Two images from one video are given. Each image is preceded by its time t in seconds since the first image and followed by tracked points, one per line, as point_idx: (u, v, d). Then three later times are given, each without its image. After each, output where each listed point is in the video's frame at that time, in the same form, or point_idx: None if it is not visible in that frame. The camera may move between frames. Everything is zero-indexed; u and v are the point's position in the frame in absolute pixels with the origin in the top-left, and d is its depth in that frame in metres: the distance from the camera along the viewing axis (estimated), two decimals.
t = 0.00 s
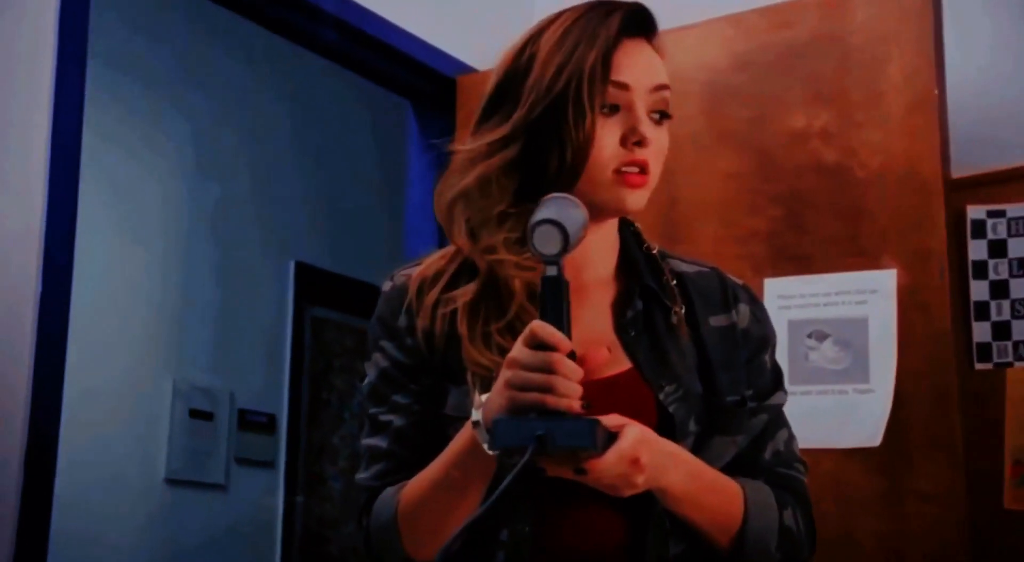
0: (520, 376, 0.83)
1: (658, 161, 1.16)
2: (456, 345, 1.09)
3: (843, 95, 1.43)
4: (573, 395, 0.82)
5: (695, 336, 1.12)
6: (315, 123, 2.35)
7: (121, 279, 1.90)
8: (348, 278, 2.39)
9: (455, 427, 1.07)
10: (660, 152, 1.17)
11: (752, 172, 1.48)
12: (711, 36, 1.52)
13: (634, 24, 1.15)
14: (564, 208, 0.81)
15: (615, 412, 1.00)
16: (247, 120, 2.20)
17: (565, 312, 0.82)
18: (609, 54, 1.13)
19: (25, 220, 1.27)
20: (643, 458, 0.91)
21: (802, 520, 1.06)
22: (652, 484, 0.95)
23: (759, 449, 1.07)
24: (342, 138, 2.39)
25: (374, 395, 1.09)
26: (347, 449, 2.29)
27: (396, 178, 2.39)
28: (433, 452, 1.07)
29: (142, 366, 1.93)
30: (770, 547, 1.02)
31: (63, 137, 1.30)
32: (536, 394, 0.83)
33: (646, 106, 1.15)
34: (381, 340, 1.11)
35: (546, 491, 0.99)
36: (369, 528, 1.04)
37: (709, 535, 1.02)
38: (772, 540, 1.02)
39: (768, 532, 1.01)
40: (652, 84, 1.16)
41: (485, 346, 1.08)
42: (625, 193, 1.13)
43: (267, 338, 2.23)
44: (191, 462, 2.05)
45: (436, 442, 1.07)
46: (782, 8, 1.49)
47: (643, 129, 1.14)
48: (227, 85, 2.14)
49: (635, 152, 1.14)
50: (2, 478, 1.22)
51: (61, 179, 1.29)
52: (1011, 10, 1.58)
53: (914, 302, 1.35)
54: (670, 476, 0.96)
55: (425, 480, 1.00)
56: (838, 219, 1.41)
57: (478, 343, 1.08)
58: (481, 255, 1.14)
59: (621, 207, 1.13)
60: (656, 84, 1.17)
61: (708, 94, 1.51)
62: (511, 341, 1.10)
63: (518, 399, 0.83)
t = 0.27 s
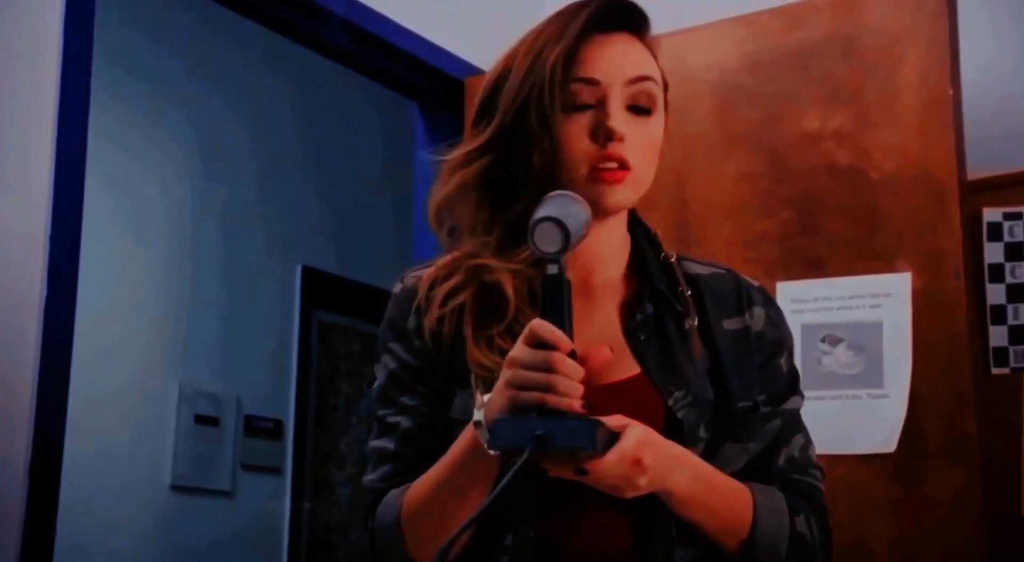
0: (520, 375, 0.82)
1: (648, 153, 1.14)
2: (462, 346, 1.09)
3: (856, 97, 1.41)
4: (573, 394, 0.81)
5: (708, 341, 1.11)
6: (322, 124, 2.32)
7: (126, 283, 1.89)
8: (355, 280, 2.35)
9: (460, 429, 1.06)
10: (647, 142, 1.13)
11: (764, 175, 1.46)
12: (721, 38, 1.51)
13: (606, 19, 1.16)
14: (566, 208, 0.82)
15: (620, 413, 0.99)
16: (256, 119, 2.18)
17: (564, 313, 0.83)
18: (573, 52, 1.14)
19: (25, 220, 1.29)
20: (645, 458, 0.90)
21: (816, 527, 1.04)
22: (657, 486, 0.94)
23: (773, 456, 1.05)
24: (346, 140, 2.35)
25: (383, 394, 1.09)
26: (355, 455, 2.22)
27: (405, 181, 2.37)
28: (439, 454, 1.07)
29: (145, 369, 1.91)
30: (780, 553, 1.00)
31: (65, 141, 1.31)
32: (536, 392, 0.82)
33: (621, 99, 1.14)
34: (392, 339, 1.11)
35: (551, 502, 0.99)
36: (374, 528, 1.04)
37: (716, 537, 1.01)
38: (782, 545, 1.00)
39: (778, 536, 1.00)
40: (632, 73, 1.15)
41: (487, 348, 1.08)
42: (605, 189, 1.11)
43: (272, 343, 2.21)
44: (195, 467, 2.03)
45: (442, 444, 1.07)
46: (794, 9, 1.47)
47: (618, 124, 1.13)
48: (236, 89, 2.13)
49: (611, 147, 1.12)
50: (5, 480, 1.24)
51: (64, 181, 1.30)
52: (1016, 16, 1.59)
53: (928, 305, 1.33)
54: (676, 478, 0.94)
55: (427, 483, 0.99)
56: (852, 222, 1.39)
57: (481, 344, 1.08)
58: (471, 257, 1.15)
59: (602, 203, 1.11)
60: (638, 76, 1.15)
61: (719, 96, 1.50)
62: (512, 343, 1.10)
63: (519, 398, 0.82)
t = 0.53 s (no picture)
0: (513, 370, 0.83)
1: (618, 149, 1.07)
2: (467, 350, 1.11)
3: (872, 100, 1.39)
4: (567, 390, 0.83)
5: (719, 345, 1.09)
6: (325, 126, 2.27)
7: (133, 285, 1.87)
8: (367, 287, 2.31)
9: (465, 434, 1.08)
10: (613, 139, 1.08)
11: (778, 178, 1.44)
12: (734, 41, 1.49)
13: (572, 23, 1.17)
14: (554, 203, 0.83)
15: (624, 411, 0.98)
16: (266, 120, 2.16)
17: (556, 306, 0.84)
18: (533, 60, 1.15)
19: (31, 227, 1.33)
20: (644, 454, 0.90)
21: (836, 531, 1.01)
22: (659, 483, 0.94)
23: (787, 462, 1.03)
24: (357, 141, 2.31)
25: (393, 395, 1.12)
26: (365, 463, 2.18)
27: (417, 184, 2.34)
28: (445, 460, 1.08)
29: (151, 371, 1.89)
30: (792, 555, 0.98)
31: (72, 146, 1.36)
32: (529, 388, 0.83)
33: (584, 100, 1.11)
34: (403, 343, 1.14)
35: (552, 508, 1.00)
36: (377, 532, 1.06)
37: (728, 541, 0.99)
38: (793, 553, 0.98)
39: (790, 545, 0.97)
40: (597, 71, 1.13)
41: (489, 351, 1.10)
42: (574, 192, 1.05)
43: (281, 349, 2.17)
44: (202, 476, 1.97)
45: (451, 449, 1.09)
46: (807, 11, 1.45)
47: (579, 124, 1.08)
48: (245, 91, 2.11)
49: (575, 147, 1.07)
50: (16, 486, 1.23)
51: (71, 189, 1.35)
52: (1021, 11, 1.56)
53: (947, 310, 1.31)
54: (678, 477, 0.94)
55: (427, 487, 1.00)
56: (868, 227, 1.37)
57: (483, 348, 1.10)
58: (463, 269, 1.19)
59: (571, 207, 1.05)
60: (603, 75, 1.13)
61: (733, 99, 1.48)
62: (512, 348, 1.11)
63: (513, 394, 0.83)
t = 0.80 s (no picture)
0: (508, 364, 0.84)
1: (610, 154, 1.06)
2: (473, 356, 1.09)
3: (886, 100, 1.37)
4: (563, 382, 0.83)
5: (729, 347, 1.07)
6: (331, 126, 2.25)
7: (137, 289, 1.86)
8: (374, 291, 2.25)
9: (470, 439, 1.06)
10: (605, 143, 1.07)
11: (789, 179, 1.42)
12: (745, 41, 1.47)
13: (565, 25, 1.16)
14: (554, 197, 0.82)
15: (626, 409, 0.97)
16: (273, 123, 2.14)
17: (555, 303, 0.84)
18: (527, 65, 1.15)
19: (34, 227, 1.32)
20: (643, 449, 0.88)
21: (855, 536, 0.99)
22: (665, 485, 0.92)
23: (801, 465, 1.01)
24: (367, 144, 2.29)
25: (399, 399, 1.11)
26: (370, 468, 2.16)
27: (425, 188, 2.32)
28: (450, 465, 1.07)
29: (157, 376, 1.88)
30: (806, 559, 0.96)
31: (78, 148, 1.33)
32: (524, 381, 0.83)
33: (575, 104, 1.10)
34: (410, 347, 1.14)
35: (552, 510, 0.99)
36: (380, 537, 1.04)
37: (742, 548, 0.98)
38: (808, 556, 0.96)
39: (805, 551, 0.96)
40: (588, 74, 1.12)
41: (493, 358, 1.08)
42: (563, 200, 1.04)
43: (287, 353, 2.16)
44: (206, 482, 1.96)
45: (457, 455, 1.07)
46: (819, 10, 1.43)
47: (571, 131, 1.07)
48: (253, 92, 2.10)
49: (564, 154, 1.06)
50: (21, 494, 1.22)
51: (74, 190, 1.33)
52: None
53: (962, 314, 1.29)
54: (687, 481, 0.92)
55: (430, 490, 0.98)
56: (882, 229, 1.35)
57: (486, 355, 1.08)
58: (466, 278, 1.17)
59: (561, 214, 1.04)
60: (596, 77, 1.11)
61: (743, 100, 1.46)
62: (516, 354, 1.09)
63: (508, 386, 0.83)
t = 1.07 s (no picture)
0: (512, 375, 0.81)
1: (617, 163, 1.02)
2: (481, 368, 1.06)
3: (904, 101, 1.34)
4: (568, 392, 0.79)
5: (745, 355, 1.04)
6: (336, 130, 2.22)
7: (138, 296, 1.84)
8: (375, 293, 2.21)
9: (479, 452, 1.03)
10: (611, 150, 1.02)
11: (804, 182, 1.39)
12: (759, 42, 1.45)
13: (565, 30, 1.12)
14: (561, 206, 0.81)
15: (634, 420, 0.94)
16: (279, 128, 2.12)
17: (559, 311, 0.81)
18: (528, 73, 1.11)
19: (33, 231, 1.28)
20: (653, 461, 0.85)
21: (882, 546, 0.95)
22: (681, 499, 0.89)
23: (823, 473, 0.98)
24: (373, 145, 2.27)
25: (407, 411, 1.08)
26: (379, 478, 2.08)
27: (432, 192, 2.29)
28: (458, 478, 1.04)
29: (158, 380, 1.86)
30: None
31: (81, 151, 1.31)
32: (528, 392, 0.80)
33: (578, 111, 1.06)
34: (418, 358, 1.11)
35: (566, 524, 0.97)
36: (385, 550, 1.01)
37: (760, 559, 0.95)
38: None
39: None
40: (588, 79, 1.07)
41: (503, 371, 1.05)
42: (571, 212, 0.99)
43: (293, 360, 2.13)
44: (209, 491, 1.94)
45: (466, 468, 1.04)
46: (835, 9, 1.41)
47: (577, 139, 1.02)
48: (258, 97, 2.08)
49: (571, 163, 1.01)
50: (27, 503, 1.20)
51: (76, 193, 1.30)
52: None
53: (983, 320, 1.26)
54: (702, 493, 0.89)
55: (437, 500, 0.95)
56: (899, 233, 1.32)
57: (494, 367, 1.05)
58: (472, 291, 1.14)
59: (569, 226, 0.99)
60: (598, 81, 1.07)
61: (757, 101, 1.44)
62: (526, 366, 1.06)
63: (513, 398, 0.80)
